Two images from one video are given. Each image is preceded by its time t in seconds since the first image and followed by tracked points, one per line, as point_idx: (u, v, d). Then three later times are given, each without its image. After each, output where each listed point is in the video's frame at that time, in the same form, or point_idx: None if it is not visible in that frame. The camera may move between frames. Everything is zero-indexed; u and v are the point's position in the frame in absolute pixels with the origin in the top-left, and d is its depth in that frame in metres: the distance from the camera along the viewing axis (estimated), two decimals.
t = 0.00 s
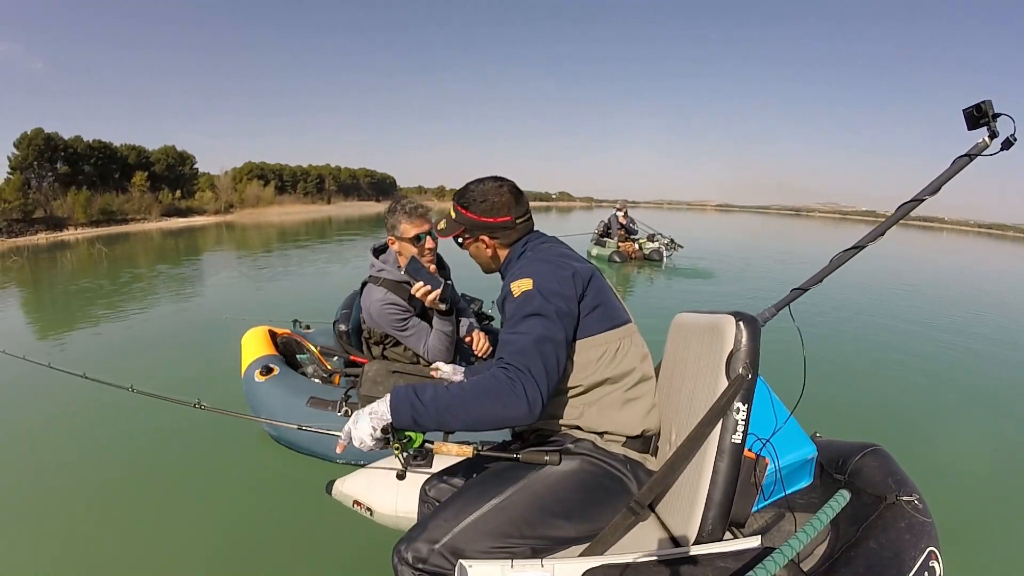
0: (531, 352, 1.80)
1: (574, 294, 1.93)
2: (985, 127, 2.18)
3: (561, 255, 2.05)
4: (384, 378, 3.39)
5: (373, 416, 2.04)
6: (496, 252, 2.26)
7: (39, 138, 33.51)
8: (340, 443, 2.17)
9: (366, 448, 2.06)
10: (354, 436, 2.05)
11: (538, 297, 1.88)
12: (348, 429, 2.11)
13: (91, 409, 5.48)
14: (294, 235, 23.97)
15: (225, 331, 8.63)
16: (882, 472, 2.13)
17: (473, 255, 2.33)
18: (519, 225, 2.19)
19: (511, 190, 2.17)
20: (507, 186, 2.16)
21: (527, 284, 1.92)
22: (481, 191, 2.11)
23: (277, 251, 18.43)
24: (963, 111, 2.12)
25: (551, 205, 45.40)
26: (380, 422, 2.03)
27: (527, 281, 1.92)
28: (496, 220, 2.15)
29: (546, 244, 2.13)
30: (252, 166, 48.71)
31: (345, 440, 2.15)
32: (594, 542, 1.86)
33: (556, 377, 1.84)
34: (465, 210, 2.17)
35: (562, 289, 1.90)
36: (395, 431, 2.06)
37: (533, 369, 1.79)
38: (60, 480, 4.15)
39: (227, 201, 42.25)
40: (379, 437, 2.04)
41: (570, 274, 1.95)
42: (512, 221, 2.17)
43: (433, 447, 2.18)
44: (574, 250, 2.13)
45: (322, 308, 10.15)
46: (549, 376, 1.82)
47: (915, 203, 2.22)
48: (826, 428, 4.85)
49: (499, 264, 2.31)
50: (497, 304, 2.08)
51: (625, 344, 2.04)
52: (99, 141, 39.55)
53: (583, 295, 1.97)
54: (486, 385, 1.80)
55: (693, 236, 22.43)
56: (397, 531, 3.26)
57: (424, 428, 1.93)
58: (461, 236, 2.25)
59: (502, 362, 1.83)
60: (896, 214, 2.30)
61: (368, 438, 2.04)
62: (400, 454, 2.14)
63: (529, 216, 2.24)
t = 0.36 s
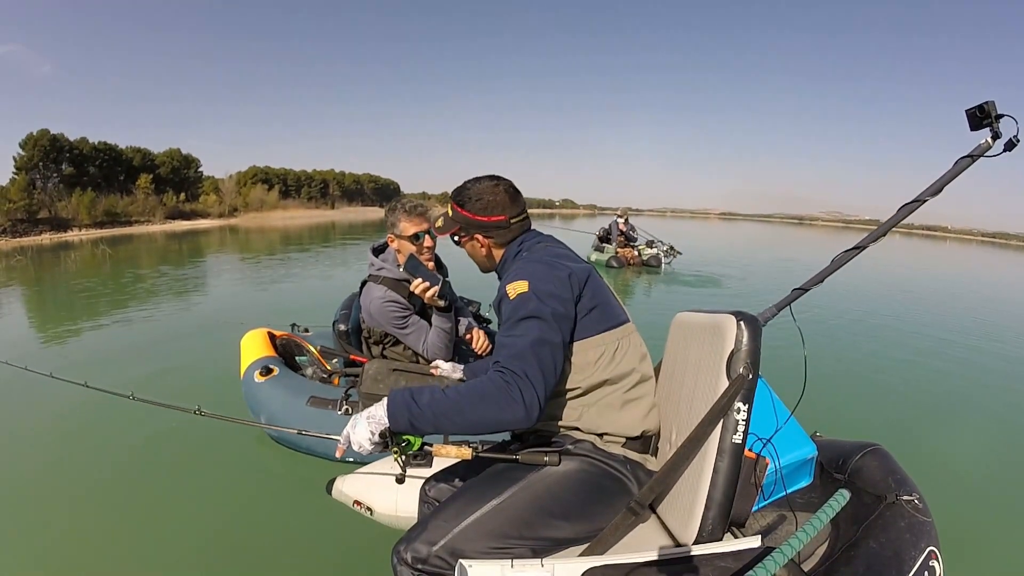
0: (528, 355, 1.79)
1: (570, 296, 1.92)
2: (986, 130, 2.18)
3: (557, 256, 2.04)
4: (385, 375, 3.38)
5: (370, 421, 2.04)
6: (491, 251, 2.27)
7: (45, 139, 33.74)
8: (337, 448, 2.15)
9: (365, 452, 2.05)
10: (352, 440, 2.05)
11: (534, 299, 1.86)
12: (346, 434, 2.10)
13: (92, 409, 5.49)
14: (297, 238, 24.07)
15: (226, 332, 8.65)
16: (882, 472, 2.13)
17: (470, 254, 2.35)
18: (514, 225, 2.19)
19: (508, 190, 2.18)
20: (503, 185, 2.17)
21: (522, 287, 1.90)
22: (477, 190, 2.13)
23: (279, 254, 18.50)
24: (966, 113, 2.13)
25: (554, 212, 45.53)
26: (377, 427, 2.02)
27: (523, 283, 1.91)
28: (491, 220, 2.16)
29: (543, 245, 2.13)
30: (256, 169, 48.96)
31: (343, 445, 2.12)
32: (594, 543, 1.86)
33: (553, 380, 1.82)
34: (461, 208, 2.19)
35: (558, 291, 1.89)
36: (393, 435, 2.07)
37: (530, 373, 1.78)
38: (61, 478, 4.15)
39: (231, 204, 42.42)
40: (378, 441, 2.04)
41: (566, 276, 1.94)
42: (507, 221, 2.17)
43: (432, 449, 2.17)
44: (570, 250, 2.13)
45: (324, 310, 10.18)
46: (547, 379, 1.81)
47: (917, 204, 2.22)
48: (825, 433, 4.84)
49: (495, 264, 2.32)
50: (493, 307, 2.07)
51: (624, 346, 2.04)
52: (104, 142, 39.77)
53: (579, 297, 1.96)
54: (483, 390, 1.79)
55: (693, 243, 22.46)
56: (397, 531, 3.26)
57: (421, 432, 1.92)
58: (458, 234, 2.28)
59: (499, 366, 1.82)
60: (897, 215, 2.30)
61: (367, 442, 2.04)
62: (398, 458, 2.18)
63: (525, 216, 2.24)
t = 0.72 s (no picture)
0: (529, 359, 1.78)
1: (571, 298, 1.92)
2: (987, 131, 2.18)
3: (558, 257, 2.04)
4: (384, 375, 3.35)
5: (370, 423, 2.01)
6: (490, 248, 2.26)
7: (42, 138, 33.67)
8: (335, 451, 2.14)
9: (364, 454, 2.05)
10: (351, 442, 2.04)
11: (536, 302, 1.86)
12: (344, 436, 2.08)
13: (89, 409, 5.48)
14: (295, 237, 24.05)
15: (224, 331, 8.64)
16: (882, 471, 2.13)
17: (470, 249, 2.34)
18: (515, 223, 2.19)
19: (511, 187, 2.18)
20: (507, 182, 2.17)
21: (524, 288, 1.90)
22: (480, 186, 2.12)
23: (277, 252, 18.47)
24: (968, 113, 2.13)
25: (553, 210, 45.51)
26: (377, 430, 2.01)
27: (524, 285, 1.91)
28: (493, 217, 2.15)
29: (543, 245, 2.12)
30: (254, 167, 48.86)
31: (342, 447, 2.12)
32: (594, 543, 1.85)
33: (554, 383, 1.82)
34: (463, 204, 2.18)
35: (559, 293, 1.89)
36: (392, 438, 2.06)
37: (531, 376, 1.77)
38: (59, 478, 4.14)
39: (229, 202, 42.35)
40: (377, 443, 2.03)
41: (567, 277, 1.94)
42: (508, 219, 2.17)
43: (432, 450, 2.16)
44: (571, 250, 2.12)
45: (321, 309, 10.17)
46: (548, 383, 1.80)
47: (917, 205, 2.21)
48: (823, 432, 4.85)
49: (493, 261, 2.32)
50: (493, 308, 2.07)
51: (624, 348, 2.04)
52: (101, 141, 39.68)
53: (581, 298, 1.95)
54: (484, 393, 1.79)
55: (691, 242, 22.49)
56: (397, 530, 3.26)
57: (421, 435, 1.91)
58: (458, 230, 2.27)
59: (500, 369, 1.82)
60: (898, 216, 2.30)
61: (366, 444, 2.03)
62: (398, 460, 2.17)
63: (528, 214, 2.23)
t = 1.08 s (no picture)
0: (528, 359, 1.78)
1: (571, 297, 1.92)
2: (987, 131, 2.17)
3: (557, 257, 2.03)
4: (385, 375, 3.35)
5: (369, 423, 2.02)
6: (490, 245, 2.26)
7: (42, 135, 33.68)
8: (335, 450, 2.14)
9: (364, 454, 2.05)
10: (350, 442, 2.04)
11: (535, 302, 1.86)
12: (344, 435, 2.08)
13: (88, 407, 5.47)
14: (296, 235, 24.05)
15: (223, 329, 8.64)
16: (882, 471, 2.13)
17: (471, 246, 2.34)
18: (515, 221, 2.18)
19: (515, 186, 2.18)
20: (510, 181, 2.17)
21: (523, 288, 1.90)
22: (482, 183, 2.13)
23: (276, 251, 18.47)
24: (967, 113, 2.12)
25: (553, 210, 45.47)
26: (377, 429, 2.01)
27: (524, 285, 1.90)
28: (493, 214, 2.15)
29: (543, 244, 2.12)
30: (254, 166, 48.80)
31: (341, 447, 2.12)
32: (594, 543, 1.86)
33: (553, 383, 1.82)
34: (465, 201, 2.19)
35: (559, 292, 1.89)
36: (391, 438, 2.06)
37: (530, 376, 1.77)
38: (57, 477, 4.14)
39: (229, 200, 42.33)
40: (376, 443, 2.04)
41: (567, 277, 1.94)
42: (509, 217, 2.16)
43: (432, 450, 2.16)
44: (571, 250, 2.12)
45: (321, 307, 10.16)
46: (547, 383, 1.80)
47: (917, 205, 2.20)
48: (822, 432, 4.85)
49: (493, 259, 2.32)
50: (492, 308, 2.06)
51: (624, 348, 2.03)
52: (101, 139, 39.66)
53: (580, 298, 1.95)
54: (483, 393, 1.79)
55: (691, 241, 22.49)
56: (396, 531, 3.25)
57: (420, 435, 1.91)
58: (460, 225, 2.27)
59: (499, 369, 1.82)
60: (898, 215, 2.29)
61: (366, 445, 2.03)
62: (397, 459, 2.18)
63: (530, 213, 2.23)
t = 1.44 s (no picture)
0: (529, 359, 1.78)
1: (572, 298, 1.91)
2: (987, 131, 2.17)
3: (559, 257, 2.03)
4: (385, 375, 3.35)
5: (369, 423, 2.02)
6: (492, 241, 2.27)
7: (45, 136, 33.84)
8: (335, 449, 2.15)
9: (363, 454, 2.05)
10: (350, 442, 2.04)
11: (536, 302, 1.85)
12: (344, 435, 2.08)
13: (89, 406, 5.49)
14: (298, 235, 24.11)
15: (225, 329, 8.66)
16: (882, 472, 2.13)
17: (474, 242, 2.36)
18: (518, 217, 2.18)
19: (519, 183, 2.18)
20: (515, 178, 2.18)
21: (524, 288, 1.90)
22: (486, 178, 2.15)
23: (278, 251, 18.53)
24: (967, 113, 2.11)
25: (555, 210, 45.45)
26: (376, 429, 2.01)
27: (525, 285, 1.90)
28: (496, 210, 2.16)
29: (544, 243, 2.12)
30: (257, 166, 48.88)
31: (341, 446, 2.13)
32: (594, 543, 1.86)
33: (554, 384, 1.82)
34: (470, 195, 2.21)
35: (560, 292, 1.89)
36: (391, 438, 2.06)
37: (531, 377, 1.77)
38: (56, 478, 4.13)
39: (232, 201, 42.45)
40: (376, 443, 2.04)
41: (568, 277, 1.94)
42: (511, 213, 2.17)
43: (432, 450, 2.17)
44: (572, 250, 2.13)
45: (322, 307, 10.18)
46: (548, 383, 1.80)
47: (916, 205, 2.20)
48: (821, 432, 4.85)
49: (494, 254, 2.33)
50: (492, 308, 2.06)
51: (626, 348, 2.04)
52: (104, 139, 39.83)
53: (581, 298, 1.95)
54: (484, 393, 1.79)
55: (693, 242, 22.48)
56: (396, 531, 3.26)
57: (420, 435, 1.92)
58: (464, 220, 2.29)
59: (500, 370, 1.82)
60: (898, 215, 2.29)
61: (365, 444, 2.03)
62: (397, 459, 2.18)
63: (533, 212, 2.23)
